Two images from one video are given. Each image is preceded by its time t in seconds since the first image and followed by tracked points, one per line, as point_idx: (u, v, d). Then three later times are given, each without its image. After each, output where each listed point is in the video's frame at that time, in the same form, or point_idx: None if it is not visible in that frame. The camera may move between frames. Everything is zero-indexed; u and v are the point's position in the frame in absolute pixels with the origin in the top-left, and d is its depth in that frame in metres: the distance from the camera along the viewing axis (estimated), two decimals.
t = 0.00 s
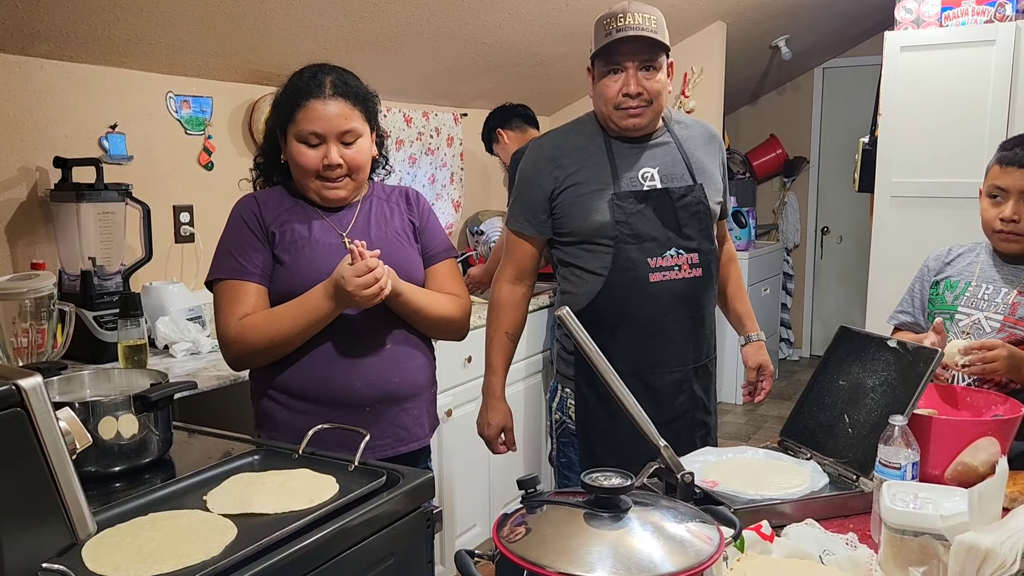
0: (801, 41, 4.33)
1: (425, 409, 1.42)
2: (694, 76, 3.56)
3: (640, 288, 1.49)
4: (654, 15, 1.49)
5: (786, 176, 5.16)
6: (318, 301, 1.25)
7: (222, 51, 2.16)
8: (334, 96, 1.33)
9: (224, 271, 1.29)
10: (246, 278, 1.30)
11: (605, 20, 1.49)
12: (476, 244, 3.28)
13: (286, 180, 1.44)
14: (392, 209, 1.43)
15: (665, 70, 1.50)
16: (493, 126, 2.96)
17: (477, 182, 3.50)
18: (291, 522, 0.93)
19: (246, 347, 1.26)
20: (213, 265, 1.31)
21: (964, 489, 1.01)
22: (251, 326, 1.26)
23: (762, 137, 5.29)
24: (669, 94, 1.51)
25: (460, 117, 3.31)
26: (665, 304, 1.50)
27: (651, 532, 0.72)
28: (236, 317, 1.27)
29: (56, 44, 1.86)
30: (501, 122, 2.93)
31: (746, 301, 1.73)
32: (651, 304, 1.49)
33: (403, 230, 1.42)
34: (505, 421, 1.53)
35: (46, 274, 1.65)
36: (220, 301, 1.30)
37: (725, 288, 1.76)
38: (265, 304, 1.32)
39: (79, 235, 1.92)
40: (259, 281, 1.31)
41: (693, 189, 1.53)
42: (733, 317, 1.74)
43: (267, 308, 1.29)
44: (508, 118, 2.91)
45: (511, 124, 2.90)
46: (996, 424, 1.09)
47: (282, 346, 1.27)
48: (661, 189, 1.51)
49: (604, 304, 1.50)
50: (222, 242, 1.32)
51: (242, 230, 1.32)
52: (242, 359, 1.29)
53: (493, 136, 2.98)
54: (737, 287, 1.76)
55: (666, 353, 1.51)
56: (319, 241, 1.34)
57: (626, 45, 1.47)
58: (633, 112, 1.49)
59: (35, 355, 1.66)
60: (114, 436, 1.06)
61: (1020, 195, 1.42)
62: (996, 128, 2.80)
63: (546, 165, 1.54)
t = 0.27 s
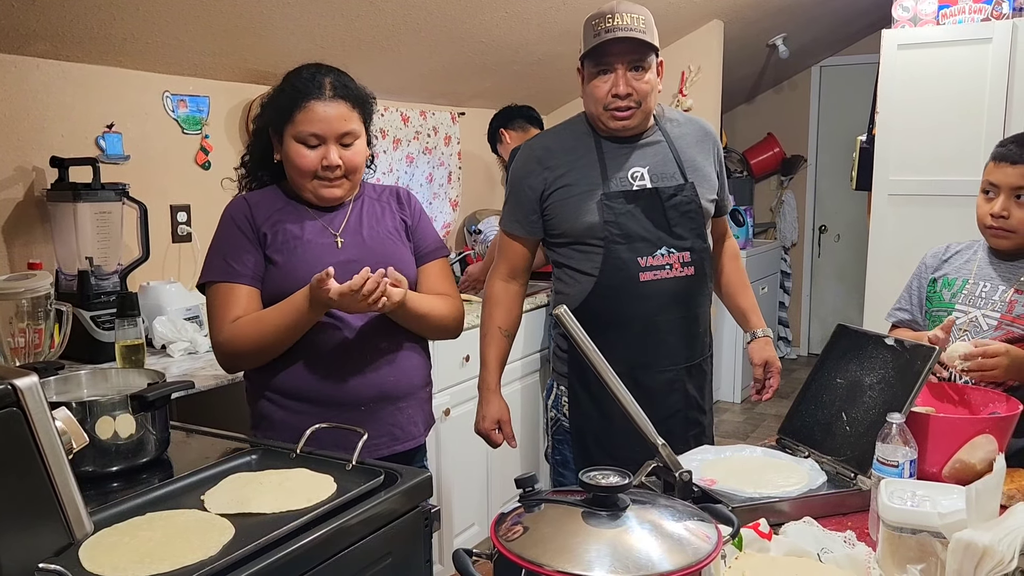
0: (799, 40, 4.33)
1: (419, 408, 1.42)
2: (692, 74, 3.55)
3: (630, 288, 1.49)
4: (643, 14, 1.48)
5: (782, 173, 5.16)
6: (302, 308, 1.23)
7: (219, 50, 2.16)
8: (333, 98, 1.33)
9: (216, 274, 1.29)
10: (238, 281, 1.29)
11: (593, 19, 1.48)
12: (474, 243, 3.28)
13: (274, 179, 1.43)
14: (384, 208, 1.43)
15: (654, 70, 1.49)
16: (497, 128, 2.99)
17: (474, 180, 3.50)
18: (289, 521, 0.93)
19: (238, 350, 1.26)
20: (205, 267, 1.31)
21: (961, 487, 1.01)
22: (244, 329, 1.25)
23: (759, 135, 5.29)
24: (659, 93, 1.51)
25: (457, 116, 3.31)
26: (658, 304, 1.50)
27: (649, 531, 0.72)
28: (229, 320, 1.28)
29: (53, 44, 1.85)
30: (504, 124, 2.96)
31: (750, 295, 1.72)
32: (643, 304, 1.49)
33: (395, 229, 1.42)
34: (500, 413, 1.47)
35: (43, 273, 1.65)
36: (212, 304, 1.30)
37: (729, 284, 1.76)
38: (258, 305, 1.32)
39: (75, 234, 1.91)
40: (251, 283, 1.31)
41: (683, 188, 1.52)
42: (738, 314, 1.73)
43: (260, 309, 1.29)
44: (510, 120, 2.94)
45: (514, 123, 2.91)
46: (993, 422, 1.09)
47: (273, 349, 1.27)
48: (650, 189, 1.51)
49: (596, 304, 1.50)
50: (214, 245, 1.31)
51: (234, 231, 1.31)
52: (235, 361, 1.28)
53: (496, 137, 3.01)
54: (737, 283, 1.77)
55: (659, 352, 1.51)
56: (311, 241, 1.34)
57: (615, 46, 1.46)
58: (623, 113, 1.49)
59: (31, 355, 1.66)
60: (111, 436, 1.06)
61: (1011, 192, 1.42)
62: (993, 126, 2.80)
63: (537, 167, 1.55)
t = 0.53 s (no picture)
0: (796, 39, 4.33)
1: (416, 407, 1.42)
2: (690, 74, 3.55)
3: (624, 287, 1.49)
4: (636, 15, 1.48)
5: (780, 172, 5.17)
6: (296, 308, 1.23)
7: (216, 50, 2.16)
8: (328, 94, 1.33)
9: (210, 275, 1.29)
10: (231, 281, 1.29)
11: (587, 20, 1.48)
12: (472, 242, 3.28)
13: (269, 181, 1.43)
14: (379, 209, 1.43)
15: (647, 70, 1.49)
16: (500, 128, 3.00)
17: (472, 180, 3.50)
18: (287, 521, 0.93)
19: (232, 351, 1.26)
20: (199, 268, 1.31)
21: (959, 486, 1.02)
22: (238, 329, 1.25)
23: (757, 135, 5.29)
24: (651, 94, 1.51)
25: (455, 116, 3.31)
26: (652, 303, 1.50)
27: (647, 530, 0.72)
28: (223, 321, 1.27)
29: (50, 43, 1.85)
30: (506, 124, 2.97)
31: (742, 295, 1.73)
32: (637, 304, 1.49)
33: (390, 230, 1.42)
34: (500, 417, 1.46)
35: (40, 274, 1.65)
36: (206, 305, 1.30)
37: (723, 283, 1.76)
38: (253, 306, 1.32)
39: (73, 234, 1.91)
40: (245, 283, 1.31)
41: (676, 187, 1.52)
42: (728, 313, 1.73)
43: (254, 310, 1.29)
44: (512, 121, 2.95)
45: (515, 126, 2.93)
46: (990, 421, 1.09)
47: (265, 349, 1.26)
48: (643, 189, 1.51)
49: (591, 305, 1.50)
50: (209, 245, 1.31)
51: (228, 232, 1.31)
52: (229, 362, 1.29)
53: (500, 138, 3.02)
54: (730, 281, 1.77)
55: (654, 351, 1.51)
56: (305, 241, 1.33)
57: (607, 48, 1.46)
58: (616, 114, 1.49)
59: (29, 355, 1.65)
60: (109, 436, 1.06)
61: (1004, 189, 1.43)
62: (990, 125, 2.80)
63: (530, 169, 1.55)
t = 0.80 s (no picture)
0: (793, 37, 4.33)
1: (411, 407, 1.42)
2: (687, 72, 3.55)
3: (622, 287, 1.49)
4: (621, 18, 1.47)
5: (777, 171, 5.17)
6: (293, 309, 1.23)
7: (213, 50, 2.15)
8: (323, 91, 1.33)
9: (205, 274, 1.29)
10: (226, 280, 1.29)
11: (571, 25, 1.48)
12: (470, 242, 3.28)
13: (263, 181, 1.43)
14: (373, 208, 1.43)
15: (630, 74, 1.47)
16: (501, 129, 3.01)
17: (470, 179, 3.50)
18: (285, 521, 0.93)
19: (227, 350, 1.26)
20: (194, 267, 1.31)
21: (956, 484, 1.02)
22: (232, 328, 1.25)
23: (754, 133, 5.30)
24: (636, 97, 1.50)
25: (452, 115, 3.31)
26: (649, 302, 1.50)
27: (646, 529, 0.72)
28: (217, 320, 1.27)
29: (46, 43, 1.85)
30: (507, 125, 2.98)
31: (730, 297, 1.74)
32: (635, 303, 1.50)
33: (384, 229, 1.42)
34: (467, 431, 1.42)
35: (37, 274, 1.65)
36: (201, 304, 1.30)
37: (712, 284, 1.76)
38: (247, 306, 1.32)
39: (70, 234, 1.91)
40: (240, 283, 1.30)
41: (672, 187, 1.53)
42: (715, 314, 1.75)
43: (249, 310, 1.29)
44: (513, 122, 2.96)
45: (515, 126, 2.93)
46: (987, 419, 1.09)
47: (260, 348, 1.26)
48: (640, 189, 1.52)
49: (589, 305, 1.50)
50: (204, 244, 1.31)
51: (223, 231, 1.31)
52: (223, 360, 1.29)
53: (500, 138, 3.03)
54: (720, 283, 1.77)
55: (651, 350, 1.52)
56: (300, 240, 1.33)
57: (586, 53, 1.46)
58: (596, 119, 1.48)
59: (27, 355, 1.65)
60: (106, 437, 1.06)
61: (990, 186, 1.44)
62: (987, 123, 2.80)
63: (525, 170, 1.54)
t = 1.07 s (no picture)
0: (790, 35, 4.33)
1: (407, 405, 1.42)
2: (685, 70, 3.54)
3: (617, 283, 1.49)
4: (622, 15, 1.46)
5: (775, 168, 5.17)
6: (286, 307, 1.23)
7: (209, 47, 2.15)
8: (321, 90, 1.33)
9: (197, 272, 1.29)
10: (217, 278, 1.29)
11: (572, 22, 1.47)
12: (467, 239, 3.28)
13: (255, 178, 1.42)
14: (367, 206, 1.43)
15: (633, 71, 1.47)
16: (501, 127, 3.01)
17: (467, 177, 3.50)
18: (282, 520, 0.92)
19: (218, 348, 1.26)
20: (186, 265, 1.30)
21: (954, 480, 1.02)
22: (223, 326, 1.25)
23: (752, 131, 5.30)
24: (639, 94, 1.50)
25: (449, 112, 3.31)
26: (644, 299, 1.50)
27: (643, 527, 0.72)
28: (208, 318, 1.27)
29: (42, 41, 1.84)
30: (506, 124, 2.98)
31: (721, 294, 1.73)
32: (631, 300, 1.50)
33: (377, 227, 1.42)
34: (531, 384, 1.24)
35: (33, 273, 1.64)
36: (192, 301, 1.29)
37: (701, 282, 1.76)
38: (239, 303, 1.31)
39: (66, 232, 1.90)
40: (231, 280, 1.30)
41: (669, 185, 1.53)
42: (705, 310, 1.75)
43: (240, 308, 1.29)
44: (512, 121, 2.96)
45: (514, 125, 2.93)
46: (984, 415, 1.09)
47: (251, 346, 1.26)
48: (637, 186, 1.51)
49: (584, 302, 1.50)
50: (196, 241, 1.31)
51: (215, 228, 1.30)
52: (214, 358, 1.28)
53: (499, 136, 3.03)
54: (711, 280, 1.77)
55: (647, 347, 1.52)
56: (292, 239, 1.33)
57: (590, 51, 1.45)
58: (601, 118, 1.48)
59: (23, 354, 1.64)
60: (103, 435, 1.06)
61: (982, 179, 1.44)
62: (984, 121, 2.80)
63: (522, 167, 1.53)
